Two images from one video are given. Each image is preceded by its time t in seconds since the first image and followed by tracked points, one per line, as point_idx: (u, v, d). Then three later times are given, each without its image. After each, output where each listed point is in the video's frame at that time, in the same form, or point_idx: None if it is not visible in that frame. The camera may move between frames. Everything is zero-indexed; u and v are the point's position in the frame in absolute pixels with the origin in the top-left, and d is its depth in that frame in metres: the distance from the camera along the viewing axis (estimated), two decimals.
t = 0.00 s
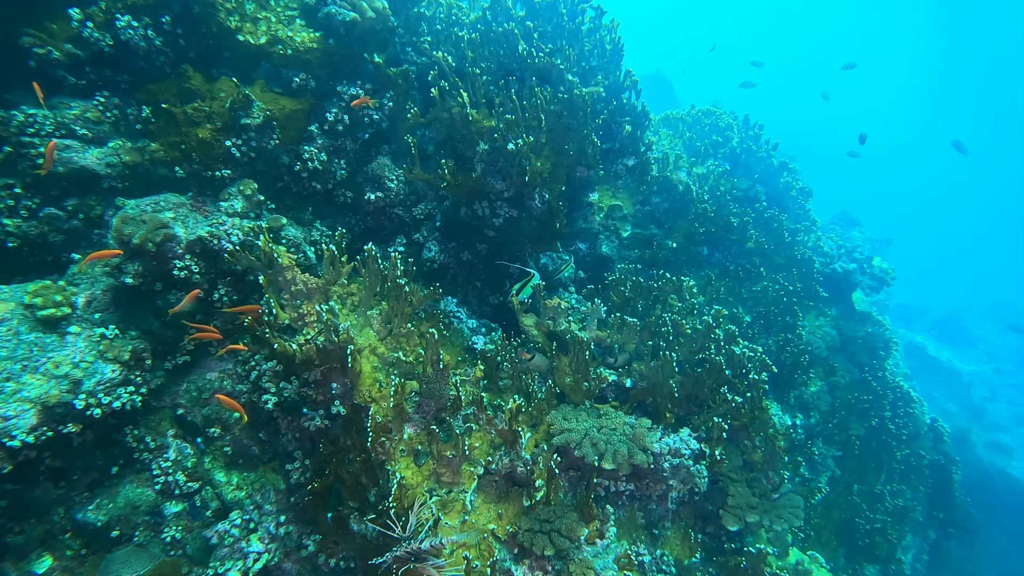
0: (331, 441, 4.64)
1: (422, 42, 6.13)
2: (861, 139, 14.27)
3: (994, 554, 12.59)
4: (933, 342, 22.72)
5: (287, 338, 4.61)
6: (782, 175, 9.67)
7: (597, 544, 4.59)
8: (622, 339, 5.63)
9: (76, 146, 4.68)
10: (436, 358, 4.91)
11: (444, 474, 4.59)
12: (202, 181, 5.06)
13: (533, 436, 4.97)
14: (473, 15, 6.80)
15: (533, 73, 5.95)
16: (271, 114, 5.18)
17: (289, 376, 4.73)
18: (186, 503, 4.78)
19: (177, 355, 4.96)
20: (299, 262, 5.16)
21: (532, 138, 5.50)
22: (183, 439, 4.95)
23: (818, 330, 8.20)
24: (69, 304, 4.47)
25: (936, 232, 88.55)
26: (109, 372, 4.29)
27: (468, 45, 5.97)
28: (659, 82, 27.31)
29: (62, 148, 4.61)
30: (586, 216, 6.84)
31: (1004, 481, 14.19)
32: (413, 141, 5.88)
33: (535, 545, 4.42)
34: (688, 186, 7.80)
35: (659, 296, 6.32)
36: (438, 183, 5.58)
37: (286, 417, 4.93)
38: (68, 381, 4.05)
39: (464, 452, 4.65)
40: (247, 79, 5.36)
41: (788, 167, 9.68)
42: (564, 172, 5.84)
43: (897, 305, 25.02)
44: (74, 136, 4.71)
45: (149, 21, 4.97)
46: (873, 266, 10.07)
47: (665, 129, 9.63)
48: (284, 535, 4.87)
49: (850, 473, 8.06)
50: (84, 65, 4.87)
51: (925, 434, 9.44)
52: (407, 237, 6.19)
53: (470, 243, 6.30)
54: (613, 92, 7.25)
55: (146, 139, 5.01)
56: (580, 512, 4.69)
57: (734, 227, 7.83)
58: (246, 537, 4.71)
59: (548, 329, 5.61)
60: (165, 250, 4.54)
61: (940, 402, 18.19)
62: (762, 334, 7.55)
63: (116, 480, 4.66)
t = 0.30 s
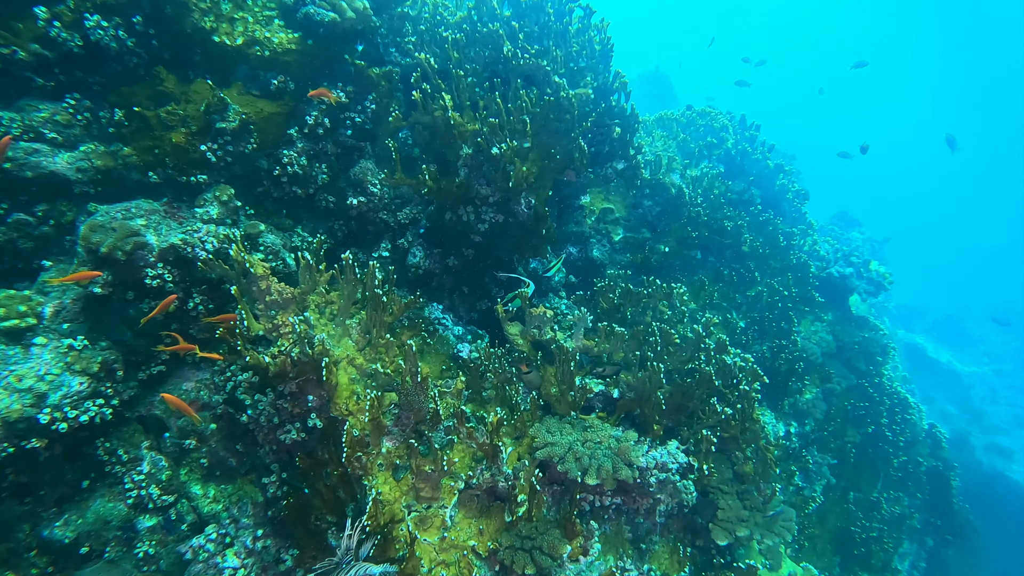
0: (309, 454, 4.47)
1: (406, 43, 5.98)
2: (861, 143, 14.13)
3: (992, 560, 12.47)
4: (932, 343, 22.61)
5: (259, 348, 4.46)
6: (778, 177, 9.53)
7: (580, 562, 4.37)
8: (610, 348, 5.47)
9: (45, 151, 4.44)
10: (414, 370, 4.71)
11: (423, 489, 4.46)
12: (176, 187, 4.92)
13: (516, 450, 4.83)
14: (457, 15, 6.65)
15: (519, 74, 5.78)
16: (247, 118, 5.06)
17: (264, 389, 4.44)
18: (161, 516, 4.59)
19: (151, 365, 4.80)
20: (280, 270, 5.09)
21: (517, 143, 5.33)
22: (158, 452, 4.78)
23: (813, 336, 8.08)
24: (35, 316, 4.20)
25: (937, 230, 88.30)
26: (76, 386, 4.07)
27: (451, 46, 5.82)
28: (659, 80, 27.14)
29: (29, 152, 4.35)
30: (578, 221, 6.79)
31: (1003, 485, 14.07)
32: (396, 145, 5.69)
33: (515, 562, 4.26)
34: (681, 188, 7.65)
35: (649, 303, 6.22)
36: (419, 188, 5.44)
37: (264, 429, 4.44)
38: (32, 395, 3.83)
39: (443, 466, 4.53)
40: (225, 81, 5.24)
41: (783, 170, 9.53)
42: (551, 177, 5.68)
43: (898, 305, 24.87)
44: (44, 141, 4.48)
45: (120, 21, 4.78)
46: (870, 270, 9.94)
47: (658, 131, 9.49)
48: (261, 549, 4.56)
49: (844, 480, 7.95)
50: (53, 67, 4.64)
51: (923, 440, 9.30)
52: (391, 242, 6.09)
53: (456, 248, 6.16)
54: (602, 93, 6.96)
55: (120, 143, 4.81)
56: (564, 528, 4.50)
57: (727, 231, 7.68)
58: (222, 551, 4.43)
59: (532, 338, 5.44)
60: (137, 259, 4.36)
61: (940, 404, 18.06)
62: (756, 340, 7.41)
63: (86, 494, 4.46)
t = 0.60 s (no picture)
0: (281, 471, 4.31)
1: (384, 45, 5.87)
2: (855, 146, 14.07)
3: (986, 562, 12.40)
4: (927, 342, 22.54)
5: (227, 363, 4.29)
6: (769, 180, 9.41)
7: None
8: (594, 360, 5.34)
9: (5, 159, 4.29)
10: (389, 384, 4.57)
11: (398, 506, 4.33)
12: (145, 196, 4.75)
13: (494, 465, 4.70)
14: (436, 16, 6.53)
15: (498, 78, 5.64)
16: (216, 125, 4.87)
17: (236, 404, 4.30)
18: (130, 535, 4.36)
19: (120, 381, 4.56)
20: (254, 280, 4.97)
21: (494, 148, 5.20)
22: (128, 468, 4.55)
23: (804, 341, 7.98)
24: None
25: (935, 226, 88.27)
26: (35, 404, 3.90)
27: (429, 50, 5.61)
28: (655, 78, 27.07)
29: None
30: (565, 224, 6.72)
31: (998, 486, 13.98)
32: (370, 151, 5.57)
33: None
34: (668, 192, 7.54)
35: (635, 311, 6.11)
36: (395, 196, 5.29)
37: (236, 445, 4.31)
38: None
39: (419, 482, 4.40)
40: (195, 86, 5.11)
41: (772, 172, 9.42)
42: (533, 183, 5.54)
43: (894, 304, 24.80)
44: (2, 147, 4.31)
45: (81, 24, 4.56)
46: (862, 273, 9.82)
47: (648, 132, 9.39)
48: (234, 568, 4.44)
49: (837, 485, 7.83)
50: (12, 71, 4.46)
51: (916, 444, 9.19)
52: (372, 249, 5.95)
53: (438, 254, 6.02)
54: (585, 96, 6.69)
55: (85, 151, 4.63)
56: (542, 546, 4.36)
57: (716, 235, 7.56)
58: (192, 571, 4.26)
59: (513, 348, 5.34)
60: (100, 271, 4.19)
61: (935, 403, 17.98)
62: (746, 345, 7.28)
63: (50, 514, 4.29)
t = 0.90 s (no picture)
0: (247, 482, 4.17)
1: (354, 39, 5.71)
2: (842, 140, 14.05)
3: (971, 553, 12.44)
4: (915, 334, 22.59)
5: (188, 372, 4.16)
6: (754, 175, 9.30)
7: None
8: (572, 364, 5.21)
9: None
10: (356, 393, 4.50)
11: (366, 519, 4.13)
12: (102, 198, 4.55)
13: (467, 475, 4.56)
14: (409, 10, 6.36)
15: (471, 74, 5.46)
16: (175, 125, 4.68)
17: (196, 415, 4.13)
18: (90, 551, 4.11)
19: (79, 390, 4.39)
20: (223, 285, 4.76)
21: (466, 147, 5.05)
22: (88, 481, 4.28)
23: (789, 340, 7.87)
24: None
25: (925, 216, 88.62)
26: None
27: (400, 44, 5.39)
28: (644, 69, 26.93)
29: None
30: (546, 223, 6.71)
31: (984, 477, 14.00)
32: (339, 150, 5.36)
33: None
34: (651, 188, 7.42)
35: (615, 311, 5.98)
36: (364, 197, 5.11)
37: (199, 457, 4.15)
38: None
39: (389, 493, 4.24)
40: (153, 84, 4.83)
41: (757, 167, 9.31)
42: (508, 182, 5.39)
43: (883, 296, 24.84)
44: None
45: (23, 17, 4.23)
46: (848, 270, 9.74)
47: (631, 126, 9.25)
48: None
49: (823, 483, 7.75)
50: None
51: (903, 440, 9.14)
52: (345, 250, 5.83)
53: (413, 255, 5.86)
54: (562, 92, 6.48)
55: (34, 150, 4.32)
56: (516, 558, 4.31)
57: (699, 232, 7.44)
58: None
59: (488, 353, 5.18)
60: (51, 277, 3.99)
61: (924, 395, 18.03)
62: (731, 344, 7.19)
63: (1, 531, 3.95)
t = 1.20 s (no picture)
0: (215, 495, 3.98)
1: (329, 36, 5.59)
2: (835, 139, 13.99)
3: (962, 553, 12.40)
4: (910, 332, 22.56)
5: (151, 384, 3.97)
6: (745, 175, 9.15)
7: None
8: (554, 371, 5.07)
9: None
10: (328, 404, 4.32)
11: (338, 534, 3.99)
12: (64, 200, 4.25)
13: (442, 487, 4.44)
14: (388, 6, 6.22)
15: (450, 72, 5.29)
16: (141, 125, 4.51)
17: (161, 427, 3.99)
18: (52, 568, 3.89)
19: (42, 399, 4.16)
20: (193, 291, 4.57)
21: (445, 148, 4.89)
22: (51, 494, 4.06)
23: (780, 343, 7.75)
24: None
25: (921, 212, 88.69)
26: None
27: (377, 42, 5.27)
28: (639, 64, 26.75)
29: None
30: (532, 223, 6.56)
31: (977, 477, 13.95)
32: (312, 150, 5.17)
33: None
34: (638, 189, 7.31)
35: (600, 316, 5.85)
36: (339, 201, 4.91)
37: (164, 469, 3.97)
38: None
39: (361, 507, 4.09)
40: (118, 81, 4.61)
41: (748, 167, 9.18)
42: (489, 185, 5.24)
43: (878, 294, 24.80)
44: None
45: None
46: (840, 271, 9.65)
47: (621, 124, 9.11)
48: None
49: (814, 487, 7.64)
50: None
51: (895, 442, 9.05)
52: (324, 252, 5.69)
53: (393, 257, 5.71)
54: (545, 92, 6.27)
55: None
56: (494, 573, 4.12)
57: (688, 234, 7.29)
58: None
59: (467, 360, 5.06)
60: (8, 284, 3.70)
61: (917, 394, 18.00)
62: (721, 347, 7.09)
63: None
